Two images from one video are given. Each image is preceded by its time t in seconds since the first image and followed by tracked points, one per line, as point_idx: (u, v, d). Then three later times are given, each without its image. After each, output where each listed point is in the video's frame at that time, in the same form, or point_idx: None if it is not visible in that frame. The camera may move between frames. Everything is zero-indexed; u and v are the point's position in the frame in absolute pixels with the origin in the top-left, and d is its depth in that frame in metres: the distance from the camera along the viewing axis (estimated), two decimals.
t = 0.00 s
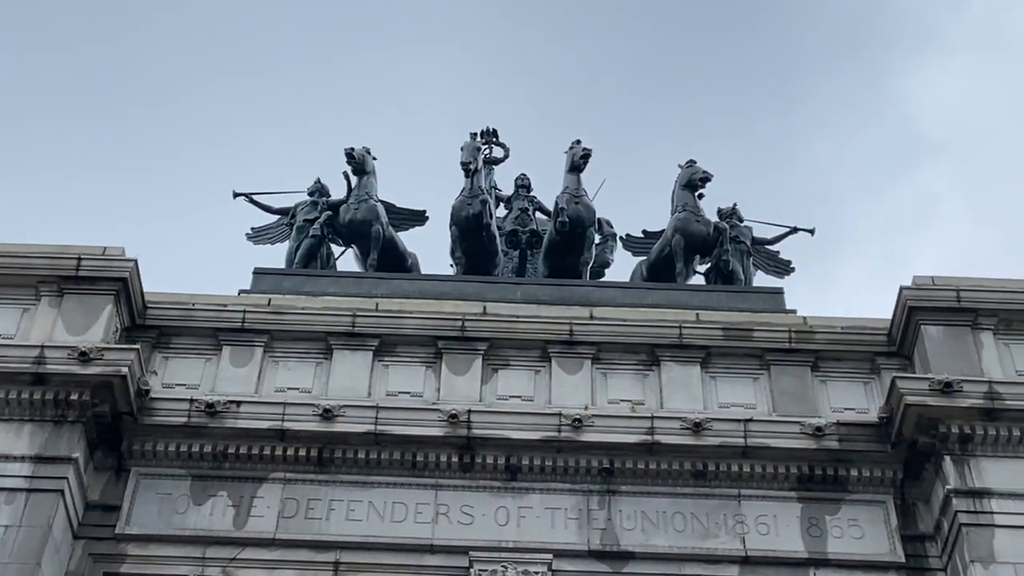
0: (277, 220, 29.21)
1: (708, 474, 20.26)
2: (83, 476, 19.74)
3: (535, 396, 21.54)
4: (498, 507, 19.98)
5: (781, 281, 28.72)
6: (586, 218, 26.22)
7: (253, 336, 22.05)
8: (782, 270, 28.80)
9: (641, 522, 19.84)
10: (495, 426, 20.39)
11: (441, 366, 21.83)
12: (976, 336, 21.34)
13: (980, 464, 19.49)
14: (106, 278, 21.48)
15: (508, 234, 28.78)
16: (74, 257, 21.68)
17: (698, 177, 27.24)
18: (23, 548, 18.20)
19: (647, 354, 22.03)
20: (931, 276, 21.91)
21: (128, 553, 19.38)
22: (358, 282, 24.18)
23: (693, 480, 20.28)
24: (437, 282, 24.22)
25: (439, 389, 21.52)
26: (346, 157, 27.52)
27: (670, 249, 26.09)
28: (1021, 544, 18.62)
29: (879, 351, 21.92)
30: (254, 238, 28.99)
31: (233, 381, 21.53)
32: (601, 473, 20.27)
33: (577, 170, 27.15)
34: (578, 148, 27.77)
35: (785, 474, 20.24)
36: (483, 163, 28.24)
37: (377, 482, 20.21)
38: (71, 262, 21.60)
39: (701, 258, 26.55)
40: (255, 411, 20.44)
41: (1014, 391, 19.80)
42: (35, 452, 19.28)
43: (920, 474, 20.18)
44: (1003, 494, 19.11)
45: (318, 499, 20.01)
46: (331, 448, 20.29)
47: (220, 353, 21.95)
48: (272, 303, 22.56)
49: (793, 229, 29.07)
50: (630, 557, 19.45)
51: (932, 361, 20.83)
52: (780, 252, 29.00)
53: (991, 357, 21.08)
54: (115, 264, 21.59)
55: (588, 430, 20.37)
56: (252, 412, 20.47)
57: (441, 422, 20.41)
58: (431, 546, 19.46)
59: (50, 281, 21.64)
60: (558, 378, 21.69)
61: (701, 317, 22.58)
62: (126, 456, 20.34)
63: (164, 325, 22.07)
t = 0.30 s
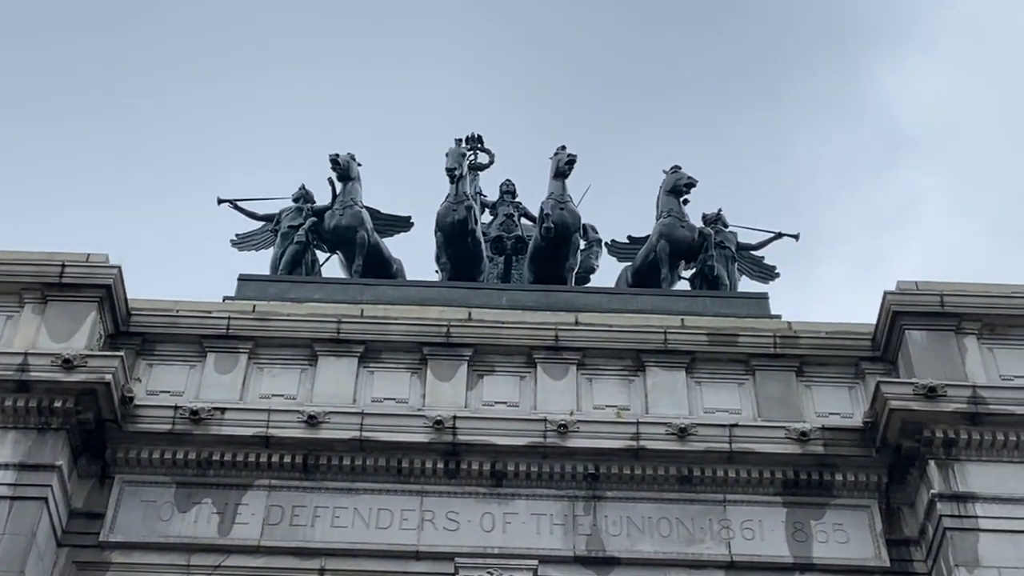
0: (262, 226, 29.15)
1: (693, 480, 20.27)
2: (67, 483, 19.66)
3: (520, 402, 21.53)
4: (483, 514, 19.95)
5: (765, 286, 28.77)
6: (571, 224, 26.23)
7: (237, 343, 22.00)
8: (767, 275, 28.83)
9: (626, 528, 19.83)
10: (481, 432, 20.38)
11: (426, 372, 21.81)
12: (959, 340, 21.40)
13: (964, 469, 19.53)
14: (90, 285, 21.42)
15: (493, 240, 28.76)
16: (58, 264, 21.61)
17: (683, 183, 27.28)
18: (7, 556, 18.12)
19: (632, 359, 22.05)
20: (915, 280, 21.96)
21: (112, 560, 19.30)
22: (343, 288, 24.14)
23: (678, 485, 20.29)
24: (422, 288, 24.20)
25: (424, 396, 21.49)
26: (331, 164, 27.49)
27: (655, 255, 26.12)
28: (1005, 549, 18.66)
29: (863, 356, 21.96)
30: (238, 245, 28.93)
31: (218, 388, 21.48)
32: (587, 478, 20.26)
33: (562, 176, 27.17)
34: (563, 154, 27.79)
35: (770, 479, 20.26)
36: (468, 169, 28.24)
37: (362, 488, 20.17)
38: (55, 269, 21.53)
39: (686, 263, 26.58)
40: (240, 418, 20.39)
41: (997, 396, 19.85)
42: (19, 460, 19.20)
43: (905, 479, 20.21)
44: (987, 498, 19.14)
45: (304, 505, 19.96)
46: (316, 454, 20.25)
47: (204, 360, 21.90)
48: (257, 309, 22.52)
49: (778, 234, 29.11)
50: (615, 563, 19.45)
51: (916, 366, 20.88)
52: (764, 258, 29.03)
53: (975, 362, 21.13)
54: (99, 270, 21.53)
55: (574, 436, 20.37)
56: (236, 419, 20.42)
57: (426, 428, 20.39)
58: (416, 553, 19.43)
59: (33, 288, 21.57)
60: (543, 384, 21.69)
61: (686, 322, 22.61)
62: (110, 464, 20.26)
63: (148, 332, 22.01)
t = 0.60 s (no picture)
0: (250, 231, 29.12)
1: (682, 484, 20.29)
2: (55, 490, 19.62)
3: (509, 407, 21.53)
4: (472, 519, 19.95)
5: (753, 291, 28.81)
6: (559, 229, 26.25)
7: (225, 349, 21.97)
8: (755, 280, 28.88)
9: (615, 533, 19.84)
10: (469, 438, 20.38)
11: (415, 378, 21.80)
12: (947, 344, 21.47)
13: (951, 473, 19.59)
14: (78, 291, 21.38)
15: (481, 246, 28.76)
16: (46, 271, 21.56)
17: (671, 188, 27.32)
18: None
19: (621, 364, 22.06)
20: (903, 285, 22.03)
21: (100, 567, 19.26)
22: (332, 294, 24.13)
23: (667, 490, 20.30)
24: (410, 294, 24.20)
25: (412, 401, 21.48)
26: (319, 169, 27.48)
27: (643, 259, 26.14)
28: (993, 553, 18.71)
29: (851, 361, 22.01)
30: (226, 251, 28.90)
31: (206, 394, 21.44)
32: (576, 483, 20.27)
33: (550, 181, 27.19)
34: (551, 159, 27.81)
35: (758, 484, 20.29)
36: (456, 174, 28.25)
37: (350, 494, 20.15)
38: (42, 275, 21.49)
39: (675, 268, 26.60)
40: (229, 424, 20.36)
41: (985, 400, 19.91)
42: (6, 467, 19.16)
43: (893, 483, 20.26)
44: (975, 502, 19.20)
45: (292, 512, 19.94)
46: (305, 460, 20.23)
47: (192, 366, 21.86)
48: (245, 315, 22.50)
49: (766, 239, 29.17)
50: (604, 568, 19.46)
51: (904, 370, 20.94)
52: (752, 263, 29.08)
53: (962, 366, 21.20)
54: (87, 277, 21.49)
55: (562, 441, 20.38)
56: (225, 425, 20.39)
57: (415, 434, 20.38)
58: (405, 559, 19.41)
59: (21, 294, 21.52)
60: (531, 389, 21.70)
61: (674, 327, 22.64)
62: (98, 470, 20.22)
63: (136, 338, 21.97)
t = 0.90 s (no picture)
0: (238, 234, 29.07)
1: (670, 487, 20.29)
2: (43, 493, 19.55)
3: (498, 411, 21.51)
4: (461, 522, 19.93)
5: (742, 293, 28.84)
6: (548, 232, 26.23)
7: (213, 352, 21.91)
8: (743, 283, 28.91)
9: (604, 536, 19.83)
10: (458, 441, 20.35)
11: (403, 381, 21.76)
12: (935, 348, 21.50)
13: (940, 476, 19.62)
14: (65, 295, 21.31)
15: (469, 248, 28.74)
16: (33, 274, 21.49)
17: (659, 191, 27.32)
18: None
19: (609, 367, 22.05)
20: (891, 288, 22.06)
21: (88, 571, 19.20)
22: (321, 297, 24.09)
23: (655, 493, 20.30)
24: (399, 297, 24.16)
25: (401, 404, 21.45)
26: (307, 172, 27.44)
27: (632, 262, 26.14)
28: (981, 556, 18.74)
29: (839, 364, 22.03)
30: (215, 254, 28.84)
31: (194, 397, 21.39)
32: (564, 486, 20.26)
33: (539, 184, 27.18)
34: (540, 162, 27.80)
35: (746, 487, 20.30)
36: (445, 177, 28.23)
37: (339, 498, 20.11)
38: (30, 278, 21.42)
39: (663, 271, 26.60)
40: (217, 428, 20.31)
41: (973, 403, 19.95)
42: None
43: (881, 486, 20.29)
44: (963, 505, 19.23)
45: (280, 515, 19.90)
46: (293, 464, 20.19)
47: (180, 369, 21.81)
48: (233, 318, 22.45)
49: (754, 242, 29.18)
50: (593, 571, 19.45)
51: (892, 373, 20.97)
52: (740, 266, 29.10)
53: (950, 369, 21.23)
54: (74, 280, 21.42)
55: (551, 444, 20.36)
56: (213, 429, 20.33)
57: (403, 437, 20.34)
58: (393, 562, 19.39)
59: (8, 298, 21.45)
60: (520, 393, 21.68)
61: (663, 330, 22.64)
62: (86, 474, 20.15)
63: (124, 341, 21.91)
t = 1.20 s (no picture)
0: (226, 234, 29.02)
1: (658, 488, 20.31)
2: (29, 493, 19.50)
3: (485, 411, 21.51)
4: (448, 523, 19.93)
5: (730, 295, 28.87)
6: (536, 233, 26.23)
7: (201, 352, 21.88)
8: (731, 285, 28.94)
9: (591, 537, 19.85)
10: (445, 442, 20.35)
11: (391, 381, 21.75)
12: (922, 349, 21.55)
13: (927, 477, 19.66)
14: (53, 294, 21.26)
15: (458, 249, 28.73)
16: (21, 273, 21.44)
17: (648, 192, 27.34)
18: None
19: (597, 368, 22.07)
20: (879, 290, 22.11)
21: (74, 571, 19.16)
22: (309, 297, 24.07)
23: (643, 495, 20.32)
24: (387, 297, 24.15)
25: (389, 405, 21.44)
26: (296, 172, 27.40)
27: (620, 263, 26.16)
28: (967, 557, 18.79)
29: (827, 365, 22.06)
30: (202, 254, 28.79)
31: (181, 397, 21.35)
32: (552, 487, 20.26)
33: (527, 185, 27.19)
34: (529, 163, 27.80)
35: (734, 488, 20.33)
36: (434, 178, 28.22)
37: (326, 498, 20.10)
38: (17, 277, 21.37)
39: (651, 272, 26.62)
40: (204, 428, 20.28)
41: (960, 405, 20.00)
42: None
43: (868, 487, 20.33)
44: (950, 507, 19.28)
45: (267, 515, 19.87)
46: (280, 464, 20.16)
47: (167, 369, 21.77)
48: (221, 318, 22.41)
49: (743, 243, 29.21)
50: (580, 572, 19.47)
51: (879, 374, 21.02)
52: (728, 267, 29.14)
53: (937, 371, 21.28)
54: (62, 279, 21.38)
55: (538, 445, 20.37)
56: (200, 429, 20.30)
57: (391, 437, 20.33)
58: (380, 563, 19.38)
59: None
60: (508, 393, 21.68)
61: (650, 331, 22.66)
62: (73, 474, 20.11)
63: (111, 341, 21.86)
